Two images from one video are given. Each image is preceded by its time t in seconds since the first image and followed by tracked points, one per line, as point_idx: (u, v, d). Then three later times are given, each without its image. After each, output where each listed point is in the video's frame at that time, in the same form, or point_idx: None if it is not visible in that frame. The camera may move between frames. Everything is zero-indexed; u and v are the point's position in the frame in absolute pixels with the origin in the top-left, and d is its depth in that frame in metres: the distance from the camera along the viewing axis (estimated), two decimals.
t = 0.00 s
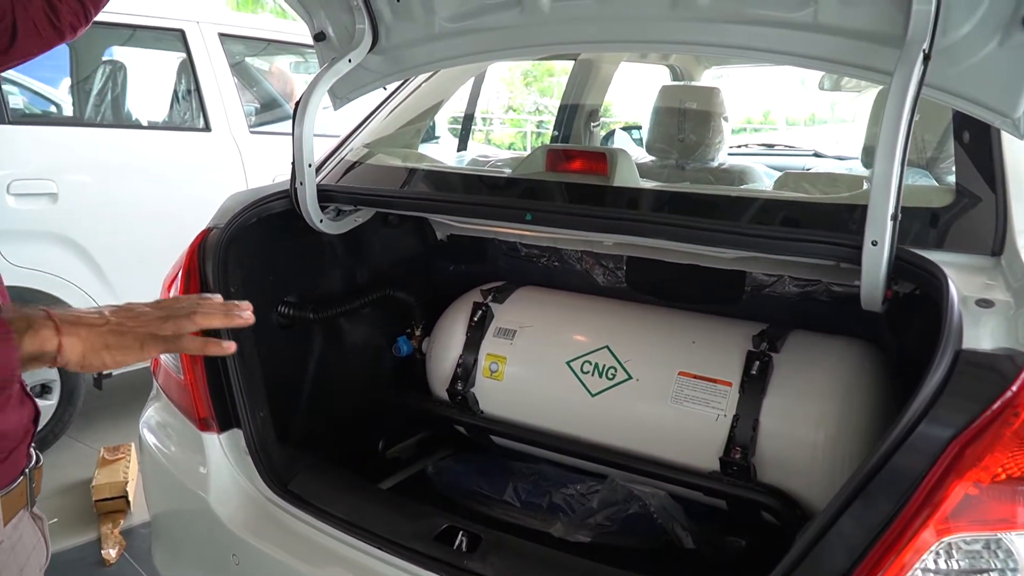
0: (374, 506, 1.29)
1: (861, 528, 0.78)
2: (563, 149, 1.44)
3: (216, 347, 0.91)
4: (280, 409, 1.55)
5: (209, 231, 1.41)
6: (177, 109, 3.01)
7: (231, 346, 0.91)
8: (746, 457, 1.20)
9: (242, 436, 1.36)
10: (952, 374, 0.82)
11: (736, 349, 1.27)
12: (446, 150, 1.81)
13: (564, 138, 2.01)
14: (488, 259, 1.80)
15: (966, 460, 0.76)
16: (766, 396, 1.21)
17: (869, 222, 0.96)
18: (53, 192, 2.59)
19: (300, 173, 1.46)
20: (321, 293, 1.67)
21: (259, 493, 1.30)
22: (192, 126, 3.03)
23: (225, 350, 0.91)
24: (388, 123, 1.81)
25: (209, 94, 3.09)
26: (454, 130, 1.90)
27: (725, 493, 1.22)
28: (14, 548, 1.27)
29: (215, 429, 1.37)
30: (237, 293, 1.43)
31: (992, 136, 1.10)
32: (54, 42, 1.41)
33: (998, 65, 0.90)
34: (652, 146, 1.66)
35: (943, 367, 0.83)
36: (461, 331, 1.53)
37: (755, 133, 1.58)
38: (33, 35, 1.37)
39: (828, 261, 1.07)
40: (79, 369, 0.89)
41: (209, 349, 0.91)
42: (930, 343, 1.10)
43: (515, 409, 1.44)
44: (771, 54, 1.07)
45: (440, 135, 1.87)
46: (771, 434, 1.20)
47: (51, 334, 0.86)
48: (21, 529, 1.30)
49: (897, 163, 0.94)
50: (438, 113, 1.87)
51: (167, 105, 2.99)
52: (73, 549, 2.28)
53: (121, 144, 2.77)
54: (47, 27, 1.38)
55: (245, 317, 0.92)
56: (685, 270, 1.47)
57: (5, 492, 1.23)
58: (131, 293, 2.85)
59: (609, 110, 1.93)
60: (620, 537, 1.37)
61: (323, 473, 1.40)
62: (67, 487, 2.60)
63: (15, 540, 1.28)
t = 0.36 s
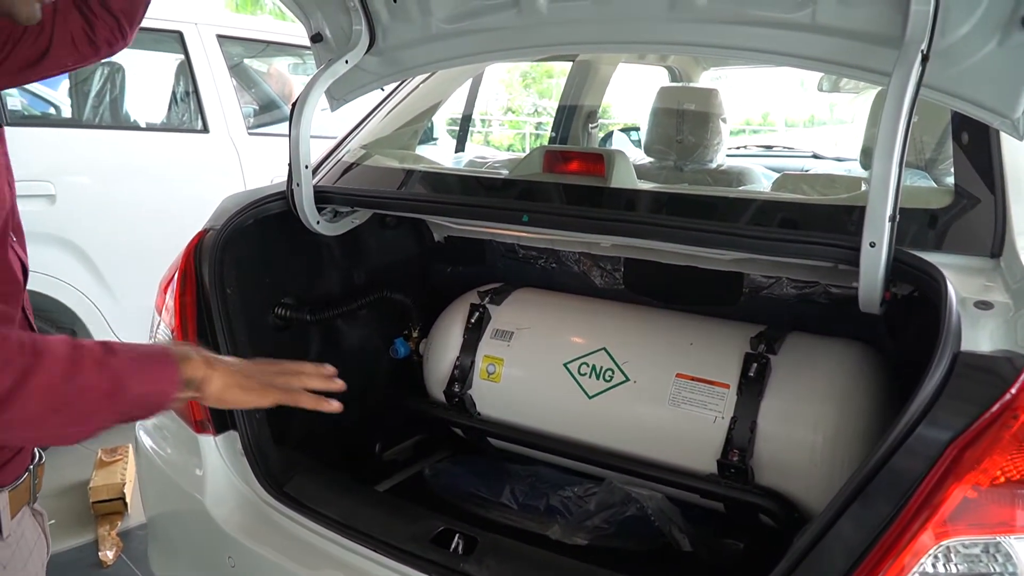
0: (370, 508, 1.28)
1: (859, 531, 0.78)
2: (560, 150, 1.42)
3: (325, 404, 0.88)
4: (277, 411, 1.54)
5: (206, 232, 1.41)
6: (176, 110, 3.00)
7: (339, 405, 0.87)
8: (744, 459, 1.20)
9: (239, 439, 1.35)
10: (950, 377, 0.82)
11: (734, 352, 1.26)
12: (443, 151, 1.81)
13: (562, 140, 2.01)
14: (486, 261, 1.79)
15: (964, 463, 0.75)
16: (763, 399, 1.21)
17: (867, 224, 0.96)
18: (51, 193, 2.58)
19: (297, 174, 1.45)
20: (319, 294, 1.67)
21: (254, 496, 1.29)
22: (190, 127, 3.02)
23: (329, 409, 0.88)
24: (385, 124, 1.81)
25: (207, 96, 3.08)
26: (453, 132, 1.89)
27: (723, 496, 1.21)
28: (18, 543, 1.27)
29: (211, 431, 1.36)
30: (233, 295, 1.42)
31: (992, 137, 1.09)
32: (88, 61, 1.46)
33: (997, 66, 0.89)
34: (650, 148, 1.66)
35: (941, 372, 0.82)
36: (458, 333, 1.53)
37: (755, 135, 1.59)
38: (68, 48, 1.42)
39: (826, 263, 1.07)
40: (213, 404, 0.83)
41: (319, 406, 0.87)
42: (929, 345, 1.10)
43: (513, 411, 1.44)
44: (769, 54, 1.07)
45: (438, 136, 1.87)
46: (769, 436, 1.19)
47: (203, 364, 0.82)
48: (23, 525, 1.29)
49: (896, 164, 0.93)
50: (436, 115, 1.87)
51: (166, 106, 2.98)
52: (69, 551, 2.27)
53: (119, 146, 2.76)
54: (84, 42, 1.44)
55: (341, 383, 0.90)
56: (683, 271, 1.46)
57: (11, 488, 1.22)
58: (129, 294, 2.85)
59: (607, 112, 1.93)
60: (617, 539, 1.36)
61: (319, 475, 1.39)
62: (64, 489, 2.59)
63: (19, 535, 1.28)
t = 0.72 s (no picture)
0: (364, 508, 1.27)
1: (856, 532, 0.77)
2: (558, 149, 1.42)
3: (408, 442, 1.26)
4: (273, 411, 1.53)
5: (201, 229, 1.39)
6: (175, 110, 3.00)
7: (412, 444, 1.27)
8: (740, 460, 1.19)
9: (233, 438, 1.34)
10: (948, 377, 0.81)
11: (731, 352, 1.26)
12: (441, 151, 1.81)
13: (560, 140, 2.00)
14: (483, 260, 1.78)
15: (961, 463, 0.75)
16: (760, 400, 1.20)
17: (865, 222, 0.95)
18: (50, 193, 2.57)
19: (292, 173, 1.44)
20: (315, 294, 1.66)
21: (249, 496, 1.29)
22: (189, 127, 3.02)
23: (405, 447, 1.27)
24: (382, 122, 1.82)
25: (206, 96, 3.07)
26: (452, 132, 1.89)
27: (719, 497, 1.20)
28: None
29: (206, 431, 1.34)
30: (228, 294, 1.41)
31: (991, 136, 1.09)
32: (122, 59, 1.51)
33: (996, 64, 0.89)
34: (649, 148, 1.64)
35: (939, 371, 0.82)
36: (454, 333, 1.52)
37: (756, 135, 1.55)
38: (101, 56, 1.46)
39: (823, 262, 1.06)
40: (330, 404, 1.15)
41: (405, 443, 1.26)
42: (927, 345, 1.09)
43: (509, 411, 1.43)
44: (767, 53, 1.06)
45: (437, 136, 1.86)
46: (766, 437, 1.18)
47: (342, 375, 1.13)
48: None
49: (892, 163, 0.93)
50: (435, 113, 1.86)
51: (165, 107, 2.97)
52: (67, 551, 2.27)
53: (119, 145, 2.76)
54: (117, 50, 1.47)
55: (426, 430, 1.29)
56: (681, 271, 1.46)
57: None
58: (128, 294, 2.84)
59: (608, 112, 1.88)
60: (614, 540, 1.35)
61: (314, 475, 1.39)
62: (62, 489, 2.58)
63: None
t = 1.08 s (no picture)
0: (365, 508, 1.26)
1: (861, 535, 0.76)
2: (560, 147, 1.41)
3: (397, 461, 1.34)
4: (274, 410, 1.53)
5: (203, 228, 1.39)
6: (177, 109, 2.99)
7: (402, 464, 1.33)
8: (744, 460, 1.18)
9: (234, 438, 1.34)
10: (953, 377, 0.81)
11: (734, 352, 1.25)
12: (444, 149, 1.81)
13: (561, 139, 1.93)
14: (485, 259, 1.77)
15: (967, 464, 0.74)
16: (763, 400, 1.19)
17: (869, 222, 0.94)
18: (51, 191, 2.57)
19: (294, 171, 1.44)
20: (316, 293, 1.65)
21: (250, 495, 1.28)
22: (191, 126, 3.01)
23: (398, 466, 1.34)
24: (384, 121, 1.83)
25: (208, 95, 3.07)
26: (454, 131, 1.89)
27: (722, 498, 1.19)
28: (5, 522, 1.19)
29: (206, 430, 1.34)
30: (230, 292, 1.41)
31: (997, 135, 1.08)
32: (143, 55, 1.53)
33: (1001, 62, 0.88)
34: (652, 148, 1.62)
35: (944, 372, 0.81)
36: (456, 332, 1.52)
37: (757, 135, 1.56)
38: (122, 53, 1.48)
39: (827, 262, 1.05)
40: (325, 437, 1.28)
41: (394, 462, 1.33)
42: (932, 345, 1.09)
43: (511, 411, 1.42)
44: (771, 51, 1.05)
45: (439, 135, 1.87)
46: (770, 437, 1.18)
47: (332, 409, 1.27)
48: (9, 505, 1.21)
49: (898, 162, 0.92)
50: (438, 112, 1.88)
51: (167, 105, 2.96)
52: (68, 550, 2.27)
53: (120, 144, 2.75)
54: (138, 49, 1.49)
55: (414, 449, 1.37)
56: (683, 270, 1.45)
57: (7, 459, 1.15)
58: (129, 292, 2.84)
59: (610, 112, 1.86)
60: (616, 540, 1.35)
61: (315, 474, 1.38)
62: (64, 488, 2.58)
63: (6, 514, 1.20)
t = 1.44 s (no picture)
0: (368, 507, 1.26)
1: (867, 534, 0.75)
2: (564, 144, 1.41)
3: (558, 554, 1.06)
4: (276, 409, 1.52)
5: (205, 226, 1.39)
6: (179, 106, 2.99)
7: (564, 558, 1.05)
8: (749, 460, 1.17)
9: (235, 437, 1.33)
10: (962, 375, 0.80)
11: (739, 351, 1.24)
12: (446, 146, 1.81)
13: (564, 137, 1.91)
14: (488, 257, 1.77)
15: (976, 465, 0.73)
16: (768, 399, 1.18)
17: (877, 219, 0.93)
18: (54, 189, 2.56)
19: (296, 169, 1.43)
20: (318, 291, 1.65)
21: (253, 494, 1.28)
22: (193, 124, 3.01)
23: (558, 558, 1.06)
24: (387, 119, 1.82)
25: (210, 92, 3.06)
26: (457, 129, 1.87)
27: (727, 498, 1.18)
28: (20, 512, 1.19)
29: (208, 429, 1.34)
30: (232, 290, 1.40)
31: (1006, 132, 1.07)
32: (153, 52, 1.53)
33: (1010, 59, 0.87)
34: (656, 146, 1.60)
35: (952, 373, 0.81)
36: (459, 330, 1.51)
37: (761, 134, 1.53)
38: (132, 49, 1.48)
39: (833, 260, 1.04)
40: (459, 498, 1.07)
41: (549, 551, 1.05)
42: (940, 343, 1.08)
43: (514, 410, 1.41)
44: (778, 47, 1.04)
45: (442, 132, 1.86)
46: (775, 436, 1.17)
47: (471, 464, 1.07)
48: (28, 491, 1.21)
49: (906, 159, 0.91)
50: (440, 109, 1.86)
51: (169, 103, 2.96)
52: (69, 549, 2.26)
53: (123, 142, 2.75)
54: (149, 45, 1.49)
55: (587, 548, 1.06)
56: (688, 267, 1.44)
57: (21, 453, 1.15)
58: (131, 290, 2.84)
59: (614, 110, 1.85)
60: (620, 540, 1.34)
61: (318, 473, 1.37)
62: (65, 486, 2.58)
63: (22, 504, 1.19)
